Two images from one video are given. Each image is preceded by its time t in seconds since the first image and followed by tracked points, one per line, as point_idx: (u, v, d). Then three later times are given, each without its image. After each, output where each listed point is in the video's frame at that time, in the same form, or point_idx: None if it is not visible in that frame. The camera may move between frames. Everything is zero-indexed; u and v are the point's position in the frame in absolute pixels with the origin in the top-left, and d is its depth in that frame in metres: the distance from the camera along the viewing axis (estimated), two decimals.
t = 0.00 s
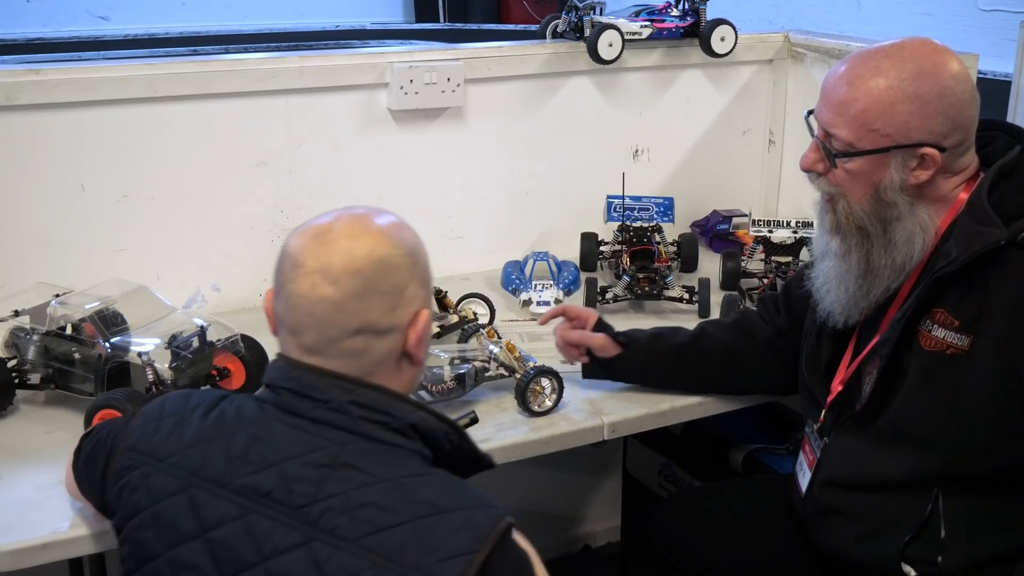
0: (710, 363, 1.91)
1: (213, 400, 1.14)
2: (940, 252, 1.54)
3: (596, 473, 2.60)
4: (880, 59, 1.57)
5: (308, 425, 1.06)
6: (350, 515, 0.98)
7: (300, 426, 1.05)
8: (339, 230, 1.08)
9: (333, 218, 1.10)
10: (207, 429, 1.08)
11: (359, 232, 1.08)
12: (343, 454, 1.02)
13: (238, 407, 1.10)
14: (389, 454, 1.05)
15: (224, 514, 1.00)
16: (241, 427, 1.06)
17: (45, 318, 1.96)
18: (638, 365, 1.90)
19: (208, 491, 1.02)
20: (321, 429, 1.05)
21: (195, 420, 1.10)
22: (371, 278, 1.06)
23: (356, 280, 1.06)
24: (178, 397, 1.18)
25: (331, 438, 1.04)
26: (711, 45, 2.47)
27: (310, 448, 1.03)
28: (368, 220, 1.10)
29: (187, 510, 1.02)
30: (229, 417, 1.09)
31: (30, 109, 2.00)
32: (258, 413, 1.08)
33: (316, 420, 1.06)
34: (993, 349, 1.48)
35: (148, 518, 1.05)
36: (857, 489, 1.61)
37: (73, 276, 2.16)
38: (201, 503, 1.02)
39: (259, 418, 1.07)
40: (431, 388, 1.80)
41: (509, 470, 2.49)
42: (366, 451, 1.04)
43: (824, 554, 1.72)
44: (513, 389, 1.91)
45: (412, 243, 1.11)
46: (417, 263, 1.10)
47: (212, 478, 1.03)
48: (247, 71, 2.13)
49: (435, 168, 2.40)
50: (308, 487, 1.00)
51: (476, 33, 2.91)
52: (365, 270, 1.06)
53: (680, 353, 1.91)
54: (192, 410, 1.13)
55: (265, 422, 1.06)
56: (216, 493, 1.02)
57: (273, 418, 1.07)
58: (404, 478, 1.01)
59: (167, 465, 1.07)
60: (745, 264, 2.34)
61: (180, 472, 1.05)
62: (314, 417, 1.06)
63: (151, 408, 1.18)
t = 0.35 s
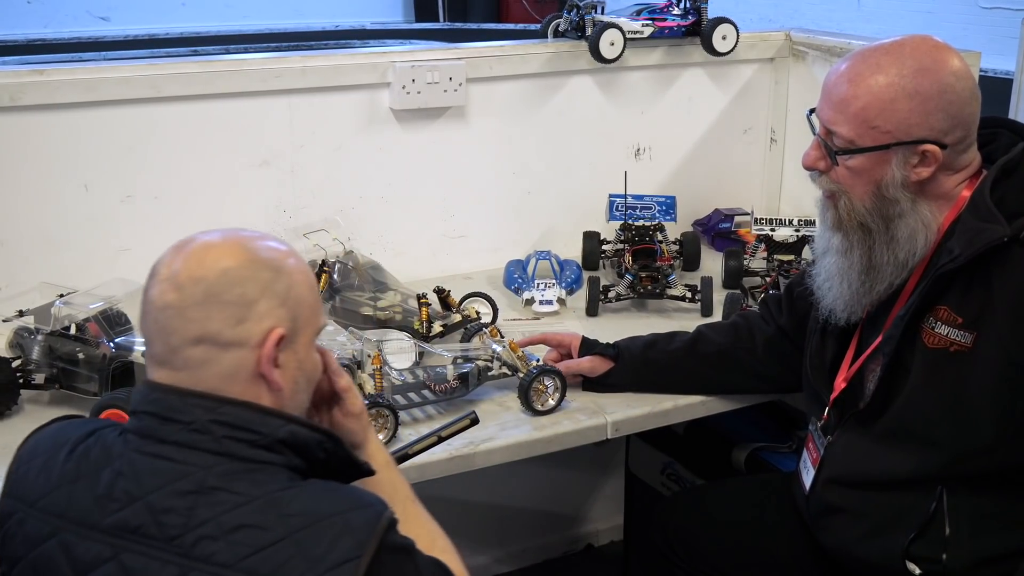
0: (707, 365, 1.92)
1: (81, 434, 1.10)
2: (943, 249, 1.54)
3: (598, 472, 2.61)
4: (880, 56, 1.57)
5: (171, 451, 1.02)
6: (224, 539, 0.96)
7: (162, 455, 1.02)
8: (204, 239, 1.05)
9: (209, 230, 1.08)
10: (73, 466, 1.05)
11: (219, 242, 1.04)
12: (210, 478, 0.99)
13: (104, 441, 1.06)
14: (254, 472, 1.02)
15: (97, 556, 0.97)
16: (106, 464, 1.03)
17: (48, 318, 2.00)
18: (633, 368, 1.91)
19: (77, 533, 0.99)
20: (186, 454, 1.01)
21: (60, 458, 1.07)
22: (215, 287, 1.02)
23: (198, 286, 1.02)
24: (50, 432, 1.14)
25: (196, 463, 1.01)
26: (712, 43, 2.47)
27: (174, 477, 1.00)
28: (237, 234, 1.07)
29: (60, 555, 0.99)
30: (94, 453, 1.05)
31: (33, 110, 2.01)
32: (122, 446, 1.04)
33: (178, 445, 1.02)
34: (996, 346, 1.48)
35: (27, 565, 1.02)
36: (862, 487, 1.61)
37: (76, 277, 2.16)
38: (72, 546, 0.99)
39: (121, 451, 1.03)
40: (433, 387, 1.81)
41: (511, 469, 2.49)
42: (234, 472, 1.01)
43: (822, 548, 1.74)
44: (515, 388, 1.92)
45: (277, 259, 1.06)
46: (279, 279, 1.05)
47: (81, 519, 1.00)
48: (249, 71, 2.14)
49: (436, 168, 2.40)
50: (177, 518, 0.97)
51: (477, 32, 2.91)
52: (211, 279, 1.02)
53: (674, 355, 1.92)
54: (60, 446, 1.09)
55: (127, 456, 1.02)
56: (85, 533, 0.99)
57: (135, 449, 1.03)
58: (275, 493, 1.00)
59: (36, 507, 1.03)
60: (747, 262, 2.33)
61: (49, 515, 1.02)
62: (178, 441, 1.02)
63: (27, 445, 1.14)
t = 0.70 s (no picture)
0: (712, 366, 1.92)
1: (63, 451, 1.12)
2: (948, 247, 1.54)
3: (600, 471, 2.61)
4: (885, 53, 1.57)
5: (141, 469, 1.02)
6: (188, 561, 0.96)
7: (133, 472, 1.02)
8: (164, 257, 1.05)
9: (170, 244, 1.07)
10: (49, 483, 1.06)
11: (178, 260, 1.04)
12: (177, 498, 1.00)
13: (81, 459, 1.08)
14: (224, 493, 1.02)
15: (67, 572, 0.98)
16: (79, 481, 1.04)
17: (52, 317, 2.02)
18: (635, 370, 1.91)
19: (49, 550, 1.00)
20: (155, 472, 1.02)
21: (39, 476, 1.09)
22: (175, 309, 1.02)
23: (158, 308, 1.02)
24: (34, 451, 1.16)
25: (164, 481, 1.01)
26: (714, 42, 2.47)
27: (142, 495, 1.00)
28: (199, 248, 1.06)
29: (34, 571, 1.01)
30: (70, 470, 1.06)
31: (35, 109, 2.01)
32: (96, 463, 1.05)
33: (148, 463, 1.03)
34: (1001, 344, 1.48)
35: None
36: (866, 485, 1.62)
37: (79, 276, 2.17)
38: (45, 562, 1.00)
39: (95, 469, 1.05)
40: (435, 385, 1.81)
41: (514, 468, 2.49)
42: (204, 492, 1.01)
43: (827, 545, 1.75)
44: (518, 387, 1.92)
45: (238, 275, 1.05)
46: (242, 296, 1.05)
47: (51, 536, 1.01)
48: (252, 70, 2.14)
49: (438, 167, 2.40)
50: (141, 539, 0.98)
51: (479, 31, 2.91)
52: (169, 301, 1.02)
53: (678, 357, 1.92)
54: (40, 465, 1.11)
55: (99, 473, 1.04)
56: (56, 551, 1.00)
57: (107, 466, 1.04)
58: (244, 516, 1.00)
59: (14, 525, 1.04)
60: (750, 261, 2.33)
61: (25, 531, 1.03)
62: (147, 459, 1.03)
63: (13, 464, 1.16)
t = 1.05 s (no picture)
0: (712, 365, 1.92)
1: (98, 450, 1.16)
2: (948, 246, 1.54)
3: (601, 470, 2.61)
4: (885, 46, 1.59)
5: (175, 463, 1.06)
6: (215, 550, 0.98)
7: (168, 465, 1.06)
8: (154, 280, 1.08)
9: (160, 262, 1.09)
10: (86, 478, 1.10)
11: (166, 280, 1.06)
12: (208, 489, 1.02)
13: (116, 455, 1.12)
14: (258, 483, 1.04)
15: (101, 564, 1.01)
16: (115, 475, 1.08)
17: (51, 316, 2.01)
18: (637, 369, 1.91)
19: (86, 541, 1.04)
20: (188, 464, 1.05)
21: (76, 473, 1.13)
22: (171, 330, 1.05)
23: (157, 331, 1.06)
24: (72, 450, 1.21)
25: (195, 474, 1.04)
26: (714, 41, 2.47)
27: (176, 486, 1.03)
28: (184, 262, 1.07)
29: (70, 563, 1.04)
30: (106, 466, 1.10)
31: (35, 108, 2.01)
32: (131, 458, 1.09)
33: (182, 458, 1.06)
34: (1001, 342, 1.48)
35: (41, 574, 1.07)
36: (867, 485, 1.61)
37: (79, 275, 2.17)
38: (81, 554, 1.03)
39: (130, 463, 1.09)
40: (435, 384, 1.80)
41: (514, 467, 2.49)
42: (233, 483, 1.03)
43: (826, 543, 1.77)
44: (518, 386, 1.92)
45: (226, 283, 1.06)
46: (233, 304, 1.06)
47: (88, 528, 1.05)
48: (251, 70, 2.14)
49: (439, 166, 2.40)
50: (173, 528, 1.00)
51: (478, 31, 2.91)
52: (163, 322, 1.05)
53: (678, 356, 1.92)
54: (78, 463, 1.15)
55: (135, 466, 1.08)
56: (92, 542, 1.03)
57: (143, 460, 1.08)
58: (273, 507, 1.01)
59: (51, 519, 1.08)
60: (749, 260, 2.33)
61: (63, 525, 1.07)
62: (179, 454, 1.06)
63: (52, 464, 1.21)
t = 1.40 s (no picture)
0: (711, 365, 1.92)
1: (113, 444, 1.17)
2: (946, 243, 1.55)
3: (600, 469, 2.61)
4: (885, 37, 1.63)
5: (192, 455, 1.07)
6: (232, 537, 0.98)
7: (185, 457, 1.07)
8: (170, 284, 1.08)
9: (177, 266, 1.10)
10: (103, 470, 1.11)
11: (182, 284, 1.07)
12: (224, 478, 1.03)
13: (133, 448, 1.13)
14: (274, 474, 1.05)
15: (116, 553, 1.02)
16: (133, 466, 1.09)
17: (49, 315, 1.99)
18: (636, 367, 1.91)
19: (102, 530, 1.04)
20: (205, 457, 1.06)
21: (94, 465, 1.13)
22: (188, 335, 1.06)
23: (174, 337, 1.07)
24: (88, 445, 1.21)
25: (212, 464, 1.05)
26: (712, 41, 2.48)
27: (193, 476, 1.04)
28: (200, 266, 1.07)
29: (85, 551, 1.04)
30: (124, 457, 1.11)
31: (34, 107, 2.01)
32: (149, 450, 1.11)
33: (199, 452, 1.07)
34: (999, 339, 1.48)
35: (55, 565, 1.06)
36: (865, 482, 1.62)
37: (78, 274, 2.17)
38: (96, 543, 1.04)
39: (148, 454, 1.10)
40: (433, 383, 1.80)
41: (514, 465, 2.49)
42: (248, 474, 1.04)
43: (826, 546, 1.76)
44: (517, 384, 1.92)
45: (241, 287, 1.06)
46: (248, 309, 1.06)
47: (105, 517, 1.05)
48: (250, 69, 2.14)
49: (439, 165, 2.40)
50: (190, 516, 1.01)
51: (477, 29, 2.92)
52: (181, 328, 1.06)
53: (676, 355, 1.92)
54: (94, 456, 1.16)
55: (153, 457, 1.09)
56: (108, 531, 1.04)
57: (161, 451, 1.09)
58: (288, 496, 1.02)
59: (68, 510, 1.08)
60: (749, 259, 2.34)
61: (79, 515, 1.07)
62: (197, 448, 1.07)
63: (68, 458, 1.21)
